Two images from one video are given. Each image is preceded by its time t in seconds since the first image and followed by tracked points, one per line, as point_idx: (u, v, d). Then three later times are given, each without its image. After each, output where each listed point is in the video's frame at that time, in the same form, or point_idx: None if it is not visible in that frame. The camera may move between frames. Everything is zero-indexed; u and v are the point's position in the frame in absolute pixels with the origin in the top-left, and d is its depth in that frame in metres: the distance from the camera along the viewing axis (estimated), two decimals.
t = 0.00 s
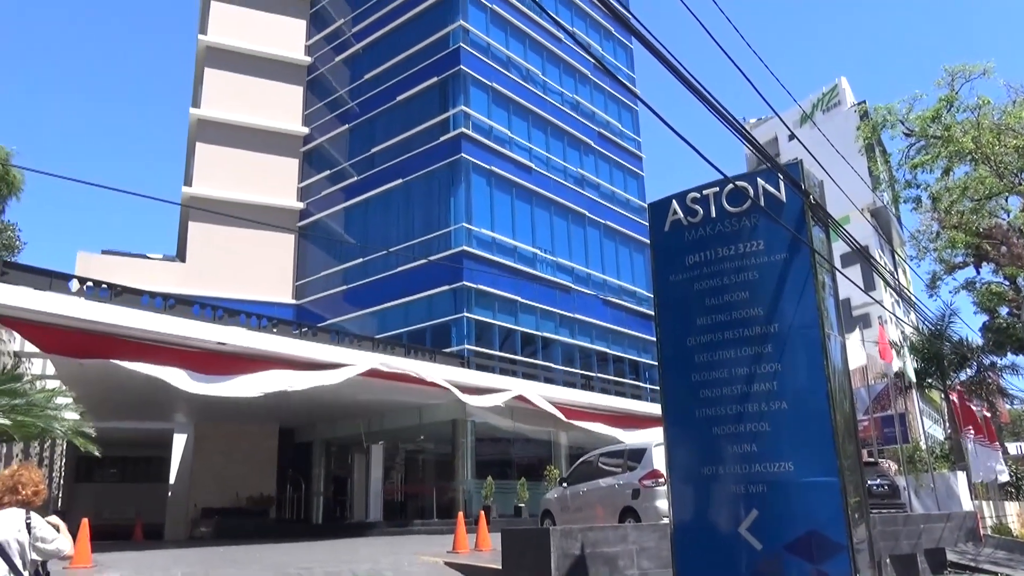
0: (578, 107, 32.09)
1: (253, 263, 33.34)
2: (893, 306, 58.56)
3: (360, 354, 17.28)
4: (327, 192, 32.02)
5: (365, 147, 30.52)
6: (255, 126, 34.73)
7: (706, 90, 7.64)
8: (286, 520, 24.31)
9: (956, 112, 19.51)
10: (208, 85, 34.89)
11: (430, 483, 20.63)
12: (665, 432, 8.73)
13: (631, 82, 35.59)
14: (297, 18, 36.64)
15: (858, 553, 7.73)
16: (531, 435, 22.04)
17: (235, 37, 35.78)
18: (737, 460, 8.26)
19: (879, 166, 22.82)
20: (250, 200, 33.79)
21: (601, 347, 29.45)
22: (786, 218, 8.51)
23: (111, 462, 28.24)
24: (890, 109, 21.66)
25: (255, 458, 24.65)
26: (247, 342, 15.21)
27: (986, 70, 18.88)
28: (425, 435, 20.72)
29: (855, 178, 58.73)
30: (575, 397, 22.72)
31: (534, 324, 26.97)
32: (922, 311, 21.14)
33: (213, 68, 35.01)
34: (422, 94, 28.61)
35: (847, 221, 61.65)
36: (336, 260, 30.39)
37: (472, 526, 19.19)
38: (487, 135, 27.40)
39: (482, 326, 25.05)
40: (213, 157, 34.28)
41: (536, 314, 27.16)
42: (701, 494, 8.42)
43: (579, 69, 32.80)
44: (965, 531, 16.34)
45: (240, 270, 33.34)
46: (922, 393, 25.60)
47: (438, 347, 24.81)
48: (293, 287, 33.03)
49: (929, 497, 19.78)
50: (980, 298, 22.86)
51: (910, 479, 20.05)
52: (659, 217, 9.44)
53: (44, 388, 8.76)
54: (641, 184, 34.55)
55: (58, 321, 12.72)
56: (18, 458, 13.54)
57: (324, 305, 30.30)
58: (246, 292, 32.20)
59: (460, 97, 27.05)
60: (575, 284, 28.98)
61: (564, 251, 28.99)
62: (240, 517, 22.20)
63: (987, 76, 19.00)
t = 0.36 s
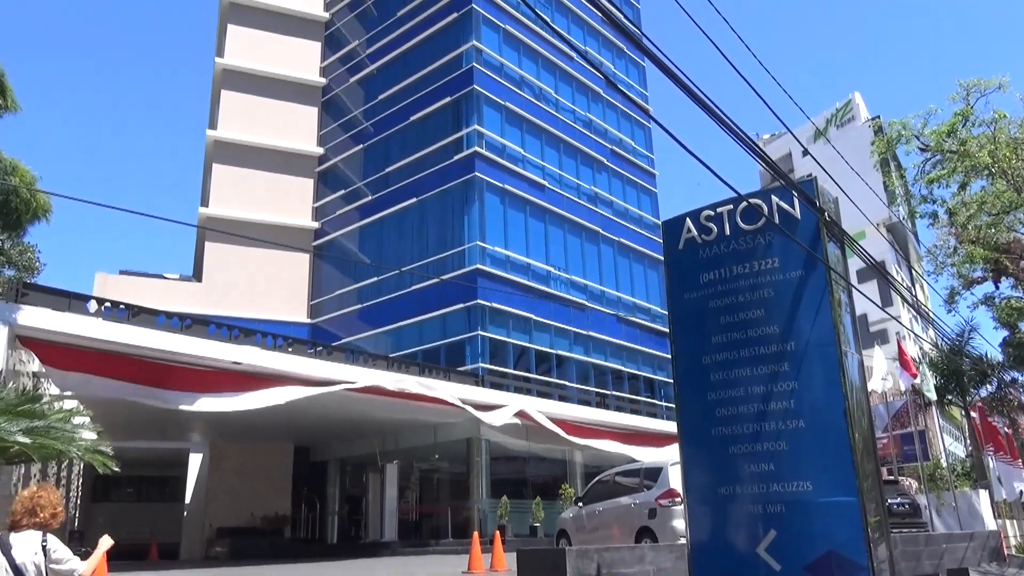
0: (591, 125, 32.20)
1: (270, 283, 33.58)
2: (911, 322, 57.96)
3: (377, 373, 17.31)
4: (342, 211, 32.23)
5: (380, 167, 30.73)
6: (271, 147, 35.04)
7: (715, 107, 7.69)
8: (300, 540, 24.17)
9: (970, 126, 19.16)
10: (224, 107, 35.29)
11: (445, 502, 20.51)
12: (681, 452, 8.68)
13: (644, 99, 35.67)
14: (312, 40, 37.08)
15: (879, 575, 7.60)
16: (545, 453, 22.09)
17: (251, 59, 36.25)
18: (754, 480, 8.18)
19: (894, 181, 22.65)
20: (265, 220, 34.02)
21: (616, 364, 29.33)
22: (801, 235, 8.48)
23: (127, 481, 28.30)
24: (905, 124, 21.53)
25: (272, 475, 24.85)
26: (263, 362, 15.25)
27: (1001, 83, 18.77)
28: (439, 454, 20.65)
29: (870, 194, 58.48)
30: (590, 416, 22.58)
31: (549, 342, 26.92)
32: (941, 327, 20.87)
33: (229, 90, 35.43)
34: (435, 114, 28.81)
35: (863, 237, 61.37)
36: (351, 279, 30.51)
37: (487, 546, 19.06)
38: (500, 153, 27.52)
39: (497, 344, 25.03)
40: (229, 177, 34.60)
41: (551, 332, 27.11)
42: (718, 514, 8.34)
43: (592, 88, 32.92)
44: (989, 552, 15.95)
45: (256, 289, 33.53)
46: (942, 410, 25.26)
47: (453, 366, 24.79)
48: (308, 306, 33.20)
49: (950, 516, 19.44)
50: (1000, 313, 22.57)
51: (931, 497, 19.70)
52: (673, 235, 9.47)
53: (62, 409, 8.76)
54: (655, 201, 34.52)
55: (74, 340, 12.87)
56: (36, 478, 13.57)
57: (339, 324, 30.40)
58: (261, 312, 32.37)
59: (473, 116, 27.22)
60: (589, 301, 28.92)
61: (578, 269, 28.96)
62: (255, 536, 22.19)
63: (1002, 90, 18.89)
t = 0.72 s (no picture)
0: (597, 146, 32.33)
1: (278, 303, 33.68)
2: (919, 342, 57.63)
3: (382, 393, 17.28)
4: (349, 232, 32.35)
5: (386, 187, 30.88)
6: (278, 167, 35.25)
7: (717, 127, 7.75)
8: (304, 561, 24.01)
9: (976, 147, 19.13)
10: (233, 128, 35.43)
11: (451, 523, 20.54)
12: (689, 474, 8.63)
13: (650, 120, 35.81)
14: (320, 62, 37.39)
15: None
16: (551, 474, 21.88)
17: (260, 82, 36.33)
18: (762, 502, 8.13)
19: (900, 201, 22.63)
20: (272, 240, 34.13)
21: (622, 384, 29.22)
22: (807, 256, 8.49)
23: (132, 502, 28.25)
24: (911, 144, 21.53)
25: (278, 496, 25.21)
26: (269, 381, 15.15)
27: (1007, 104, 18.79)
28: (444, 474, 20.27)
29: (876, 214, 58.45)
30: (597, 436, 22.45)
31: (555, 362, 26.86)
32: (949, 347, 20.73)
33: (238, 111, 35.58)
34: (442, 135, 28.97)
35: (870, 257, 61.24)
36: (358, 299, 30.56)
37: (492, 568, 18.93)
38: (506, 174, 27.64)
39: (503, 364, 25.00)
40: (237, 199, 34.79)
41: (557, 352, 27.05)
42: (726, 536, 8.27)
43: (597, 108, 33.07)
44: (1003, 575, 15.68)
45: (262, 308, 33.59)
46: (952, 431, 25.05)
47: (458, 386, 24.75)
48: (314, 326, 33.28)
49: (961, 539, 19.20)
50: (1008, 333, 22.40)
51: (942, 519, 19.48)
52: (679, 256, 9.50)
53: (68, 429, 8.82)
54: (661, 221, 34.55)
55: (80, 360, 12.81)
56: (42, 499, 13.54)
57: (345, 344, 30.43)
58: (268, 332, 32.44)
59: (480, 137, 27.37)
60: (595, 321, 28.86)
61: (584, 289, 28.96)
62: (259, 557, 22.16)
63: (1007, 110, 18.90)
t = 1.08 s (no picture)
0: (601, 162, 32.43)
1: (283, 319, 33.71)
2: (925, 359, 57.34)
3: (387, 409, 17.25)
4: (354, 247, 32.43)
5: (391, 203, 30.99)
6: (283, 184, 35.40)
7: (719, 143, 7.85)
8: None
9: (980, 163, 19.14)
10: (239, 145, 35.51)
11: (454, 540, 20.27)
12: (694, 491, 8.61)
13: (654, 137, 35.91)
14: (325, 79, 37.64)
15: None
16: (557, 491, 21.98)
17: (267, 99, 36.44)
18: (768, 520, 8.07)
19: (905, 217, 22.60)
20: (277, 256, 34.19)
21: (627, 401, 29.10)
22: (813, 273, 8.53)
23: (135, 517, 28.17)
24: (915, 160, 21.54)
25: (280, 511, 24.94)
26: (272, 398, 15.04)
27: (1010, 119, 18.81)
28: (448, 491, 20.38)
29: (881, 229, 58.40)
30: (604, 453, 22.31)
31: (559, 378, 26.79)
32: (955, 364, 20.61)
33: (245, 128, 35.68)
34: (447, 151, 29.10)
35: (875, 272, 61.12)
36: (362, 315, 30.57)
37: None
38: (510, 190, 27.73)
39: (507, 381, 24.96)
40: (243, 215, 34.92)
41: (561, 368, 26.99)
42: (731, 555, 8.20)
43: (601, 125, 33.18)
44: None
45: (267, 324, 33.59)
46: (959, 448, 24.89)
47: (463, 402, 24.69)
48: (319, 341, 33.31)
49: (971, 557, 18.99)
50: (1015, 349, 22.29)
51: (950, 538, 19.27)
52: (684, 271, 9.52)
53: (72, 446, 8.79)
54: (665, 237, 34.57)
55: (85, 375, 12.78)
56: (46, 516, 13.49)
57: (349, 360, 30.42)
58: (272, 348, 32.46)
59: (484, 154, 27.48)
60: (600, 337, 28.81)
61: (588, 304, 28.94)
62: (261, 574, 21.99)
63: (1011, 125, 18.92)
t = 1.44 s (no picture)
0: (599, 183, 32.54)
1: (281, 340, 33.63)
2: (925, 379, 57.20)
3: (387, 430, 17.18)
4: (353, 268, 32.47)
5: (390, 224, 31.08)
6: (283, 204, 35.47)
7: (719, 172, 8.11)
8: None
9: (977, 183, 19.20)
10: (240, 166, 35.55)
11: (453, 563, 20.58)
12: (694, 513, 8.72)
13: (652, 157, 36.07)
14: (326, 100, 37.84)
15: None
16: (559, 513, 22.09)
17: (268, 120, 36.53)
18: (768, 543, 8.16)
19: (904, 237, 22.64)
20: (276, 276, 34.18)
21: (626, 421, 28.97)
22: (811, 293, 8.75)
23: (132, 540, 28.07)
24: (912, 180, 21.62)
25: (279, 531, 24.33)
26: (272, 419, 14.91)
27: (1007, 140, 18.91)
28: (447, 513, 20.32)
29: (880, 249, 58.51)
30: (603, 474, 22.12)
31: (559, 399, 26.70)
32: (955, 384, 20.57)
33: (245, 149, 35.76)
34: (447, 172, 29.21)
35: (873, 292, 61.16)
36: (361, 336, 30.52)
37: None
38: (510, 211, 27.81)
39: (507, 401, 24.87)
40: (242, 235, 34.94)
41: (561, 389, 26.91)
42: None
43: (600, 146, 33.33)
44: None
45: (265, 344, 33.48)
46: (960, 468, 24.78)
47: (462, 423, 24.57)
48: (317, 362, 33.26)
49: None
50: (1015, 369, 22.24)
51: (953, 559, 19.12)
52: (683, 292, 9.75)
53: (69, 467, 8.77)
54: (664, 257, 34.62)
55: (84, 397, 12.69)
56: (41, 539, 13.37)
57: (348, 380, 30.34)
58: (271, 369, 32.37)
59: (484, 174, 27.60)
60: (600, 357, 28.76)
61: (588, 324, 28.92)
62: None
63: (1008, 146, 19.03)
